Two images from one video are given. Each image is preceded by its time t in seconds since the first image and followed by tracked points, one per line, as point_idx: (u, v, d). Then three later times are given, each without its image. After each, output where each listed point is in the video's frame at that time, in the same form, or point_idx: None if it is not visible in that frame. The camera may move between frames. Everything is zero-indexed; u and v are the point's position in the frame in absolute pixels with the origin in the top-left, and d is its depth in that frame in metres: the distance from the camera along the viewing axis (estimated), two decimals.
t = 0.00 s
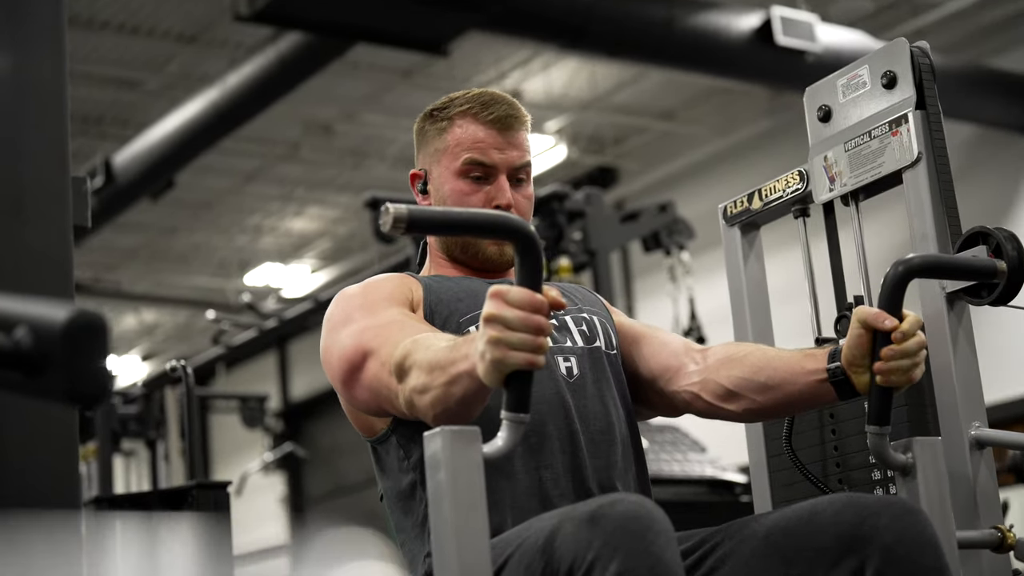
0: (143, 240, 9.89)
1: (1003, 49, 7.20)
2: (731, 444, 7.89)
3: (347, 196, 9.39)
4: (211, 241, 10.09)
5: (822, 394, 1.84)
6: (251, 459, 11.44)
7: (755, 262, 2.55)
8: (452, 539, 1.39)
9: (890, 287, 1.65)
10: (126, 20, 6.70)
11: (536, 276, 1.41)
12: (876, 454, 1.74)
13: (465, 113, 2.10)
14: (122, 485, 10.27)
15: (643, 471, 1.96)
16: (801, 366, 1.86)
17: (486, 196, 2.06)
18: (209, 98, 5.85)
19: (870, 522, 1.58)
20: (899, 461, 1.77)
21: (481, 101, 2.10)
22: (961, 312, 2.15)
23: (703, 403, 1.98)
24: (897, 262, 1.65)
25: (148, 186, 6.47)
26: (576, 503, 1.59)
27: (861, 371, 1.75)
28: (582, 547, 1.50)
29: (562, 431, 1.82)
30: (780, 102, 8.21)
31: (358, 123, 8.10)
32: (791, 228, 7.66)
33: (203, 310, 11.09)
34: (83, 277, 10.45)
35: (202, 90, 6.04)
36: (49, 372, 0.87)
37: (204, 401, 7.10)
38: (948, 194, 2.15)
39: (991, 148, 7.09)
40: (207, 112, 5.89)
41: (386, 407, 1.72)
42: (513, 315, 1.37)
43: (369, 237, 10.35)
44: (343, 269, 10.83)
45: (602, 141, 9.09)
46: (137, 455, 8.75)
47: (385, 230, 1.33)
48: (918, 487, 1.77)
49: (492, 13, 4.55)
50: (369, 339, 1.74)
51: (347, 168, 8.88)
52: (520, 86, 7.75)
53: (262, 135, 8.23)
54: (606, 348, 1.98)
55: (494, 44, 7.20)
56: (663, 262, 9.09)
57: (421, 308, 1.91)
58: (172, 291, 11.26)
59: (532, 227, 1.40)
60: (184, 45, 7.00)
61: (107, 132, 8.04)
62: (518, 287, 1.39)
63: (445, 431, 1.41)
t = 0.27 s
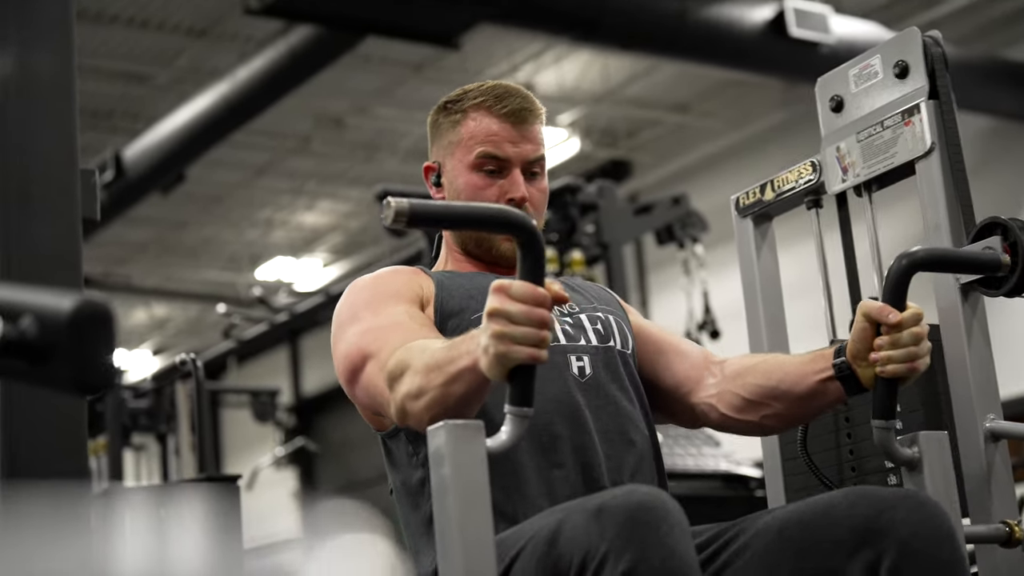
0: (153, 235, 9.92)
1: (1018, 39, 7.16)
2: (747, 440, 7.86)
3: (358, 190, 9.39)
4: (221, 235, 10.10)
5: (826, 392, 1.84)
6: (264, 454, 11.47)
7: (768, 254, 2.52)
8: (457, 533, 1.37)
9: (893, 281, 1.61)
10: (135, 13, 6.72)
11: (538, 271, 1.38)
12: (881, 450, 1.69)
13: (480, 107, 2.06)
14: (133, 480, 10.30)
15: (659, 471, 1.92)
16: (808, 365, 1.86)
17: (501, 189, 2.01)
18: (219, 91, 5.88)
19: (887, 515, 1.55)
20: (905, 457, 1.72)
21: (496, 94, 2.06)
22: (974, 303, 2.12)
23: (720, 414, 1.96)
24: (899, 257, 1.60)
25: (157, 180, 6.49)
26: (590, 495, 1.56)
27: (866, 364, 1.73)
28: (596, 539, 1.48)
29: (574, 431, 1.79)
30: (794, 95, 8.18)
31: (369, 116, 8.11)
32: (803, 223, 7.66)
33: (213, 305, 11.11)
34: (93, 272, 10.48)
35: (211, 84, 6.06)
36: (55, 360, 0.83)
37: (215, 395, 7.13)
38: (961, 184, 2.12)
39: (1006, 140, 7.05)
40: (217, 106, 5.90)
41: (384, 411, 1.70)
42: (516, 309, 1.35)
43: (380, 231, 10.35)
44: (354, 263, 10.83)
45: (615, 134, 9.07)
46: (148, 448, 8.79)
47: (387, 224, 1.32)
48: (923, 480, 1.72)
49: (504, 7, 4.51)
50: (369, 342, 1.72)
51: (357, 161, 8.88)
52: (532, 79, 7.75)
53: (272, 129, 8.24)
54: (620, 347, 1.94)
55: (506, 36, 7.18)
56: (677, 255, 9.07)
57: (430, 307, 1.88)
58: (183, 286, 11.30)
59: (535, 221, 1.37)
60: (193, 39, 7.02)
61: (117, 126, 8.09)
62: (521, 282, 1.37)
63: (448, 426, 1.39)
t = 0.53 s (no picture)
0: (143, 223, 9.87)
1: None
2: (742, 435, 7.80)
3: (352, 178, 9.34)
4: (212, 225, 10.05)
5: (804, 397, 1.88)
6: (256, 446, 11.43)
7: (766, 245, 2.48)
8: (430, 533, 1.35)
9: (864, 280, 1.65)
10: None
11: (510, 269, 1.40)
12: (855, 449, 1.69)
13: (480, 97, 1.94)
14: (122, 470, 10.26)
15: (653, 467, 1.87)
16: (787, 373, 1.90)
17: (496, 185, 1.91)
18: (210, 78, 5.84)
19: (880, 510, 1.51)
20: (879, 457, 1.69)
21: (498, 85, 1.94)
22: (972, 297, 2.05)
23: (706, 429, 1.97)
24: (872, 256, 1.64)
25: (149, 167, 6.45)
26: (581, 487, 1.50)
27: (839, 365, 1.79)
28: (584, 534, 1.42)
29: (566, 426, 1.72)
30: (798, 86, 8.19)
31: (364, 104, 8.06)
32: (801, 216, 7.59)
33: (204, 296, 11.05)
34: (83, 261, 10.43)
35: (203, 69, 6.02)
36: (34, 348, 0.75)
37: (205, 385, 7.09)
38: (962, 175, 2.07)
39: (1010, 131, 6.99)
40: (210, 92, 5.85)
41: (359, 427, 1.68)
42: (489, 307, 1.36)
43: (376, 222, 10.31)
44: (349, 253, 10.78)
45: (615, 123, 9.00)
46: (138, 439, 8.75)
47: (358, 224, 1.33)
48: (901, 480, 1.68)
49: None
50: (342, 357, 1.69)
51: (353, 149, 8.84)
52: (532, 67, 7.69)
53: (266, 117, 8.19)
54: (615, 340, 1.88)
55: (504, 24, 7.12)
56: (675, 248, 9.02)
57: (416, 305, 1.80)
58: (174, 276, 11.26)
59: (504, 219, 1.40)
60: (185, 23, 6.96)
61: (106, 114, 8.07)
62: (494, 280, 1.38)
63: (419, 425, 1.38)
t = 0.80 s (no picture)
0: (139, 223, 9.87)
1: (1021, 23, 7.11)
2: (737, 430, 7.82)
3: (348, 176, 9.34)
4: (209, 224, 10.05)
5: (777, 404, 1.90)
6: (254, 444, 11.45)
7: (758, 239, 2.47)
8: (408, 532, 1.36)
9: (829, 282, 1.68)
10: None
11: (477, 275, 1.41)
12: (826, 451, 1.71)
13: (472, 94, 1.93)
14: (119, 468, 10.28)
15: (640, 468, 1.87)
16: (758, 382, 1.93)
17: (486, 183, 1.91)
18: (205, 75, 5.84)
19: (872, 504, 1.50)
20: (850, 461, 1.73)
21: (490, 82, 1.93)
22: (966, 288, 2.06)
23: (686, 442, 1.99)
24: (833, 261, 1.67)
25: (142, 166, 6.45)
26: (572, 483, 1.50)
27: (808, 370, 1.80)
28: (575, 528, 1.42)
29: (556, 426, 1.72)
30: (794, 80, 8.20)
31: (360, 101, 8.07)
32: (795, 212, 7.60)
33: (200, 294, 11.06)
34: (79, 260, 10.44)
35: (197, 66, 6.02)
36: (18, 348, 0.57)
37: (201, 384, 7.10)
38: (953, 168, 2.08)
39: (1005, 124, 7.00)
40: (203, 89, 5.85)
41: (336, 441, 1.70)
42: (460, 313, 1.36)
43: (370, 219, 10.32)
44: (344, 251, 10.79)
45: (610, 119, 9.00)
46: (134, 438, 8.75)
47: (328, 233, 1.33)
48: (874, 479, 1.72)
49: None
50: (318, 371, 1.70)
51: (348, 146, 8.85)
52: (527, 63, 7.70)
53: (261, 114, 8.19)
54: (605, 341, 1.88)
55: (498, 20, 7.13)
56: (670, 244, 9.03)
57: (402, 309, 1.79)
58: (169, 274, 11.27)
59: (470, 228, 1.41)
60: (180, 20, 6.96)
61: (100, 112, 8.06)
62: (463, 287, 1.38)
63: (396, 430, 1.38)
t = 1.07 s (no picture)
0: (139, 224, 9.88)
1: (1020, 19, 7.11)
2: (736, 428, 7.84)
3: (348, 176, 9.35)
4: (210, 224, 10.06)
5: (757, 418, 1.94)
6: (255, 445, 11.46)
7: (758, 237, 2.48)
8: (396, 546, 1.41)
9: (803, 293, 1.79)
10: None
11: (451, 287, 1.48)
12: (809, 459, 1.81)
13: (475, 96, 1.92)
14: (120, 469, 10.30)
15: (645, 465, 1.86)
16: (737, 397, 1.96)
17: (489, 186, 1.91)
18: (204, 76, 5.85)
19: (874, 501, 1.51)
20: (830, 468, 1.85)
21: (494, 85, 1.93)
22: (966, 285, 2.07)
23: (673, 459, 2.02)
24: (804, 274, 1.77)
25: (141, 167, 6.46)
26: (572, 482, 1.50)
27: (784, 382, 1.88)
28: (575, 526, 1.42)
29: (555, 426, 1.72)
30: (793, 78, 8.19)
31: (359, 101, 8.08)
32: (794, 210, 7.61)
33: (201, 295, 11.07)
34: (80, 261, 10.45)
35: (197, 67, 6.02)
36: (16, 351, 0.64)
37: (203, 385, 7.11)
38: (952, 164, 2.09)
39: (1005, 121, 7.01)
40: (203, 90, 5.86)
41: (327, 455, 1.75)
42: (437, 326, 1.42)
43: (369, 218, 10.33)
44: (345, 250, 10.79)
45: (609, 118, 9.01)
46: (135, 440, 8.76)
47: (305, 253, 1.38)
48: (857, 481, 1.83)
49: None
50: (308, 387, 1.74)
51: (346, 146, 8.86)
52: (526, 62, 7.71)
53: (260, 115, 8.20)
54: (606, 339, 1.88)
55: (496, 19, 7.13)
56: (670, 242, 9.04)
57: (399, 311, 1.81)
58: (169, 275, 11.27)
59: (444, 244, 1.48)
60: (178, 22, 6.96)
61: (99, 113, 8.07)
62: (441, 301, 1.44)
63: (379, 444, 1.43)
